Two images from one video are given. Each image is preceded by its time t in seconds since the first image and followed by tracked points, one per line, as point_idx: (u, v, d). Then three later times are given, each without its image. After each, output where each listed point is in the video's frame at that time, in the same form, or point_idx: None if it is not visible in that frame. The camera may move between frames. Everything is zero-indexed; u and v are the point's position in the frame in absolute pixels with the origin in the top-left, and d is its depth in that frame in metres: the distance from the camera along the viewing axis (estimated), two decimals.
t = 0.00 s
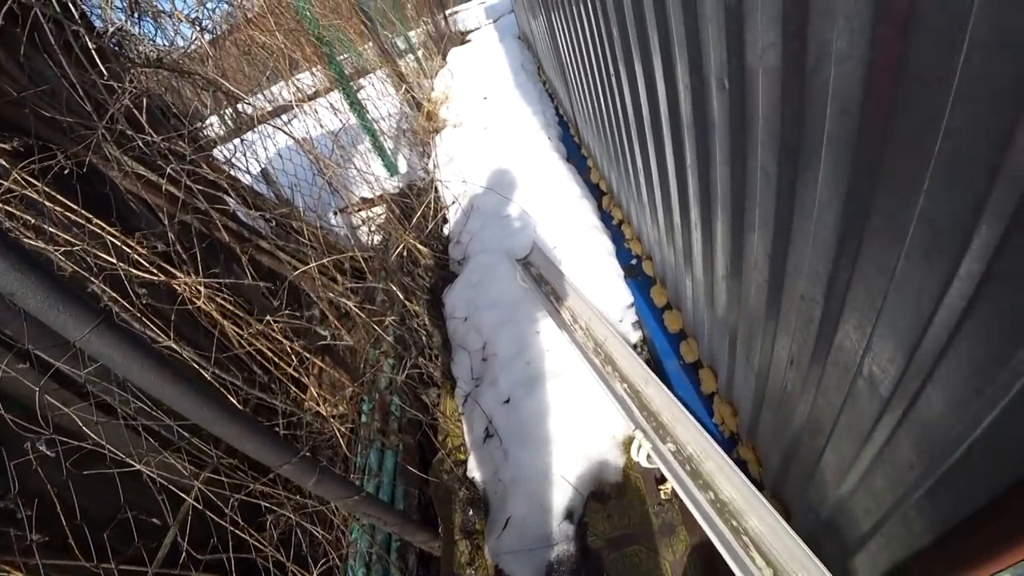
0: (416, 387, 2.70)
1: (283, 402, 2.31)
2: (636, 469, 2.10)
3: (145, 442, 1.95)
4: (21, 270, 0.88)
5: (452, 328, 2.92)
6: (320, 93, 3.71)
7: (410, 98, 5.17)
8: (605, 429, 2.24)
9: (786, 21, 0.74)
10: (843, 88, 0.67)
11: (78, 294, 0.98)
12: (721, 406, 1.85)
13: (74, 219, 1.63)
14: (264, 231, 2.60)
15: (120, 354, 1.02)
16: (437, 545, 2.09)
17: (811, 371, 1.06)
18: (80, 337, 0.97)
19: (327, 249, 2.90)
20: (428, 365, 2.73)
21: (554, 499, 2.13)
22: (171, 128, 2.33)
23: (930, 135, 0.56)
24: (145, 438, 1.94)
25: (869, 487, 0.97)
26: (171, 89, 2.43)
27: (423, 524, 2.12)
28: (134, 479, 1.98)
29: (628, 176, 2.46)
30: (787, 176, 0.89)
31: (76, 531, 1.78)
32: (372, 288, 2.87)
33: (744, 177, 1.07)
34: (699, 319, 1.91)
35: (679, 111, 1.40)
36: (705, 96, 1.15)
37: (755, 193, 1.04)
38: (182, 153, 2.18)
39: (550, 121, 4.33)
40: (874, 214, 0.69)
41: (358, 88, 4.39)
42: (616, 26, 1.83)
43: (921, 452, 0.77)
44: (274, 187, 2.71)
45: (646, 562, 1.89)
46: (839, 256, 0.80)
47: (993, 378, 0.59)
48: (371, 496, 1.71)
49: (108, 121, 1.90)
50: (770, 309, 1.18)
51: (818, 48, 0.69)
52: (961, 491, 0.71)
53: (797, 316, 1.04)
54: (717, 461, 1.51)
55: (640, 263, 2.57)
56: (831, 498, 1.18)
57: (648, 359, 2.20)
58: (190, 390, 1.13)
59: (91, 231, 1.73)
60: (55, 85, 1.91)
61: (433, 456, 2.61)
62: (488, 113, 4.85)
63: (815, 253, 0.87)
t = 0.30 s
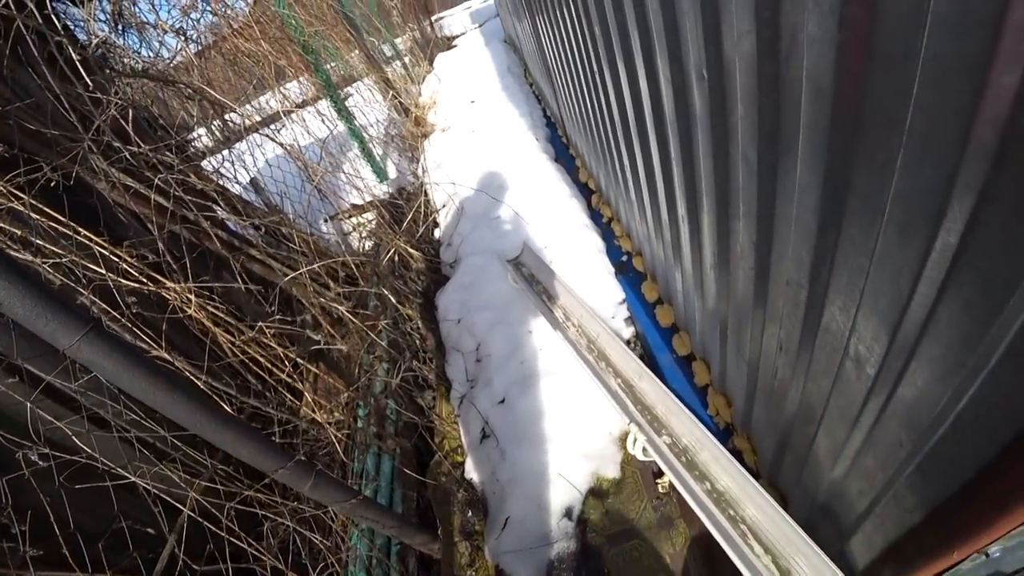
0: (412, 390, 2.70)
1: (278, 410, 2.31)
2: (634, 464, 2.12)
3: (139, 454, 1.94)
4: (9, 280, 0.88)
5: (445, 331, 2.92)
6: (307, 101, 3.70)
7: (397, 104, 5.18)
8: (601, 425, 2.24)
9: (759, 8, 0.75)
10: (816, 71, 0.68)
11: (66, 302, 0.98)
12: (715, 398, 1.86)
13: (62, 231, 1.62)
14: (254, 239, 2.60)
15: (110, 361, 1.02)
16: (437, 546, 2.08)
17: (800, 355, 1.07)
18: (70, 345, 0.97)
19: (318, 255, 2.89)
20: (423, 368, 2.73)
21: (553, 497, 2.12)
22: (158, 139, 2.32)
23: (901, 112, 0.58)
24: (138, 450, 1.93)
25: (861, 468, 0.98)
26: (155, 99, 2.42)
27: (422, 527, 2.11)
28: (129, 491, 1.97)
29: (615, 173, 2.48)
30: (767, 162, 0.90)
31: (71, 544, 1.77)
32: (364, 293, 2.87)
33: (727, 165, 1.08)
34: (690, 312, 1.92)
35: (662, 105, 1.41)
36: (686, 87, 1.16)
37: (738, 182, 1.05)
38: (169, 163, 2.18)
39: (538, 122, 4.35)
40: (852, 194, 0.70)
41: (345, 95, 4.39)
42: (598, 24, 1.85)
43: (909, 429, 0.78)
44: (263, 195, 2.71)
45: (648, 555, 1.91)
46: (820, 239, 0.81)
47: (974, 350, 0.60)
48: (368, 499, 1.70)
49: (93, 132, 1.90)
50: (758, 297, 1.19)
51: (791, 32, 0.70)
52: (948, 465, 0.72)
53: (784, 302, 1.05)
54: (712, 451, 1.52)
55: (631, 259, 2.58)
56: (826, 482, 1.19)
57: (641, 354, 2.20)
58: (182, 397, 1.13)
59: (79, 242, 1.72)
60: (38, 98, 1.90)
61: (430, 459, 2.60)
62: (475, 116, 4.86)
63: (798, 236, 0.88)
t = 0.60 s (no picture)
0: (409, 394, 2.70)
1: (275, 418, 2.31)
2: (631, 462, 2.13)
3: (138, 465, 1.94)
4: (7, 291, 0.89)
5: (440, 335, 2.93)
6: (297, 109, 3.72)
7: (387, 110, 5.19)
8: (598, 423, 2.26)
9: (735, 9, 0.77)
10: (791, 68, 0.70)
11: (63, 312, 1.00)
12: (710, 393, 1.88)
13: (56, 243, 1.63)
14: (247, 248, 2.60)
15: (109, 371, 1.04)
16: (439, 549, 2.09)
17: (789, 346, 1.09)
18: (68, 355, 0.99)
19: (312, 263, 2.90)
20: (419, 372, 2.74)
21: (551, 497, 2.13)
22: (149, 150, 2.33)
23: (871, 106, 0.60)
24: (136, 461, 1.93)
25: (852, 454, 1.00)
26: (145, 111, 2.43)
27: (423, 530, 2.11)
28: (129, 503, 1.97)
29: (604, 174, 2.50)
30: (749, 159, 0.92)
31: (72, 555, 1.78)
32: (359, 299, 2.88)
33: (712, 162, 1.11)
34: (682, 309, 1.94)
35: (648, 105, 1.43)
36: (670, 87, 1.19)
37: (723, 178, 1.07)
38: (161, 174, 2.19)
39: (527, 125, 4.38)
40: (830, 186, 0.73)
41: (335, 103, 4.41)
42: (584, 27, 1.88)
43: (895, 412, 0.80)
44: (255, 204, 2.71)
45: (648, 551, 1.93)
46: (802, 230, 0.84)
47: (950, 333, 0.63)
48: (368, 503, 1.71)
49: (85, 145, 1.91)
50: (747, 291, 1.21)
51: (766, 32, 0.73)
52: (932, 446, 0.74)
53: (771, 294, 1.07)
54: (708, 446, 1.54)
55: (622, 258, 2.60)
56: (819, 470, 1.21)
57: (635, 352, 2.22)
58: (181, 404, 1.14)
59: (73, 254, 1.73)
60: (29, 112, 1.91)
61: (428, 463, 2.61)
62: (465, 121, 4.89)
63: (782, 229, 0.90)
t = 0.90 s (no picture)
0: (408, 399, 2.70)
1: (275, 423, 2.30)
2: (631, 463, 2.13)
3: (138, 471, 1.94)
4: (7, 296, 0.90)
5: (439, 339, 2.94)
6: (295, 115, 3.73)
7: (384, 116, 5.21)
8: (598, 426, 2.26)
9: (729, 12, 0.78)
10: (785, 70, 0.71)
11: (64, 317, 1.00)
12: (709, 394, 1.89)
13: (54, 250, 1.64)
14: (245, 254, 2.60)
15: (110, 375, 1.04)
16: (440, 553, 2.09)
17: (788, 345, 1.09)
18: (69, 359, 0.99)
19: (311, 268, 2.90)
20: (419, 376, 2.74)
21: (552, 500, 2.13)
22: (147, 157, 2.34)
23: (864, 105, 0.61)
24: (136, 467, 1.93)
25: (851, 452, 1.00)
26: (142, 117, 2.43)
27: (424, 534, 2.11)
28: (129, 510, 1.97)
29: (602, 177, 2.51)
30: (745, 160, 0.93)
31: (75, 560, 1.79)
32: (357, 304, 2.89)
33: (708, 164, 1.12)
34: (680, 310, 1.95)
35: (645, 109, 1.44)
36: (666, 90, 1.20)
37: (720, 180, 1.08)
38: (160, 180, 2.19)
39: (524, 130, 4.40)
40: (825, 186, 0.74)
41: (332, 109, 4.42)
42: (580, 32, 1.89)
43: (894, 408, 0.80)
44: (253, 210, 2.72)
45: (649, 553, 1.93)
46: (798, 230, 0.85)
47: (945, 328, 0.63)
48: (368, 507, 1.71)
49: (83, 151, 1.91)
50: (745, 292, 1.22)
51: (760, 35, 0.74)
52: (930, 441, 0.75)
53: (770, 295, 1.07)
54: (708, 446, 1.54)
55: (620, 261, 2.62)
56: (819, 469, 1.22)
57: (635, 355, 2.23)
58: (181, 409, 1.14)
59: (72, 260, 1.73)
60: (27, 119, 1.91)
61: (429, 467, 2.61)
62: (462, 126, 4.90)
63: (778, 228, 0.91)
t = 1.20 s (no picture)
0: (412, 401, 2.70)
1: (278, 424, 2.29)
2: (636, 469, 2.11)
3: (140, 471, 1.93)
4: (12, 294, 0.89)
5: (443, 341, 2.93)
6: (302, 116, 3.73)
7: (390, 118, 5.21)
8: (602, 430, 2.24)
9: (744, 15, 0.77)
10: (801, 73, 0.70)
11: (68, 314, 0.99)
12: (715, 400, 1.87)
13: (60, 247, 1.63)
14: (250, 254, 2.60)
15: (114, 375, 1.03)
16: (442, 557, 2.08)
17: (798, 352, 1.08)
18: (73, 358, 0.98)
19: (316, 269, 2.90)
20: (422, 379, 2.73)
21: (554, 505, 2.12)
22: (153, 156, 2.33)
23: (883, 110, 0.60)
24: (138, 467, 1.92)
25: (862, 462, 0.99)
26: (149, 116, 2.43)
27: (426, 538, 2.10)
28: (130, 509, 1.97)
29: (608, 181, 2.50)
30: (758, 164, 0.92)
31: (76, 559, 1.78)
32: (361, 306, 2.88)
33: (719, 168, 1.10)
34: (686, 315, 1.93)
35: (654, 113, 1.43)
36: (677, 93, 1.19)
37: (731, 185, 1.07)
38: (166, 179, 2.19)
39: (530, 133, 4.39)
40: (841, 191, 0.72)
41: (338, 110, 4.42)
42: (589, 34, 1.88)
43: (907, 418, 0.79)
44: (259, 210, 2.71)
45: (652, 560, 1.91)
46: (811, 235, 0.83)
47: (963, 337, 0.62)
48: (370, 510, 1.70)
49: (89, 149, 1.91)
50: (755, 298, 1.20)
51: (776, 38, 0.73)
52: (944, 452, 0.74)
53: (781, 301, 1.06)
54: (714, 453, 1.53)
55: (626, 265, 2.60)
56: (828, 478, 1.20)
57: (640, 360, 2.22)
58: (183, 409, 1.14)
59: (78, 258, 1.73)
60: (35, 116, 1.91)
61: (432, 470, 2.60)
62: (468, 128, 4.90)
63: (790, 234, 0.90)
